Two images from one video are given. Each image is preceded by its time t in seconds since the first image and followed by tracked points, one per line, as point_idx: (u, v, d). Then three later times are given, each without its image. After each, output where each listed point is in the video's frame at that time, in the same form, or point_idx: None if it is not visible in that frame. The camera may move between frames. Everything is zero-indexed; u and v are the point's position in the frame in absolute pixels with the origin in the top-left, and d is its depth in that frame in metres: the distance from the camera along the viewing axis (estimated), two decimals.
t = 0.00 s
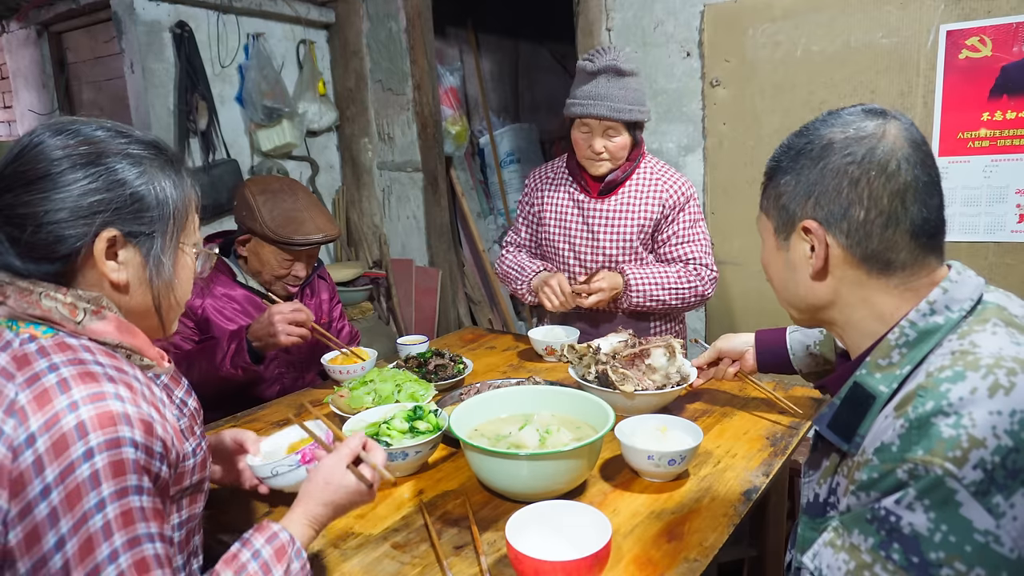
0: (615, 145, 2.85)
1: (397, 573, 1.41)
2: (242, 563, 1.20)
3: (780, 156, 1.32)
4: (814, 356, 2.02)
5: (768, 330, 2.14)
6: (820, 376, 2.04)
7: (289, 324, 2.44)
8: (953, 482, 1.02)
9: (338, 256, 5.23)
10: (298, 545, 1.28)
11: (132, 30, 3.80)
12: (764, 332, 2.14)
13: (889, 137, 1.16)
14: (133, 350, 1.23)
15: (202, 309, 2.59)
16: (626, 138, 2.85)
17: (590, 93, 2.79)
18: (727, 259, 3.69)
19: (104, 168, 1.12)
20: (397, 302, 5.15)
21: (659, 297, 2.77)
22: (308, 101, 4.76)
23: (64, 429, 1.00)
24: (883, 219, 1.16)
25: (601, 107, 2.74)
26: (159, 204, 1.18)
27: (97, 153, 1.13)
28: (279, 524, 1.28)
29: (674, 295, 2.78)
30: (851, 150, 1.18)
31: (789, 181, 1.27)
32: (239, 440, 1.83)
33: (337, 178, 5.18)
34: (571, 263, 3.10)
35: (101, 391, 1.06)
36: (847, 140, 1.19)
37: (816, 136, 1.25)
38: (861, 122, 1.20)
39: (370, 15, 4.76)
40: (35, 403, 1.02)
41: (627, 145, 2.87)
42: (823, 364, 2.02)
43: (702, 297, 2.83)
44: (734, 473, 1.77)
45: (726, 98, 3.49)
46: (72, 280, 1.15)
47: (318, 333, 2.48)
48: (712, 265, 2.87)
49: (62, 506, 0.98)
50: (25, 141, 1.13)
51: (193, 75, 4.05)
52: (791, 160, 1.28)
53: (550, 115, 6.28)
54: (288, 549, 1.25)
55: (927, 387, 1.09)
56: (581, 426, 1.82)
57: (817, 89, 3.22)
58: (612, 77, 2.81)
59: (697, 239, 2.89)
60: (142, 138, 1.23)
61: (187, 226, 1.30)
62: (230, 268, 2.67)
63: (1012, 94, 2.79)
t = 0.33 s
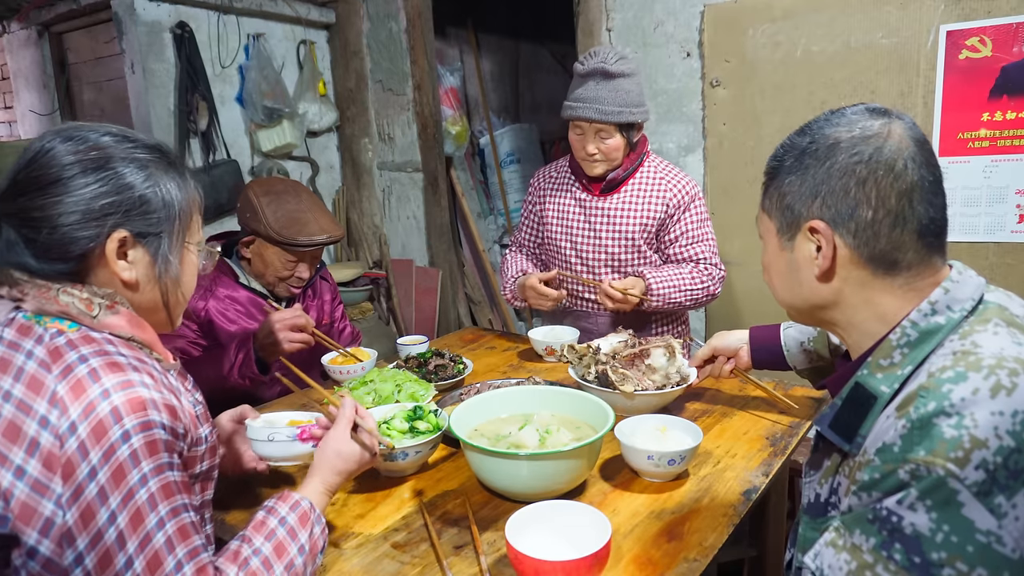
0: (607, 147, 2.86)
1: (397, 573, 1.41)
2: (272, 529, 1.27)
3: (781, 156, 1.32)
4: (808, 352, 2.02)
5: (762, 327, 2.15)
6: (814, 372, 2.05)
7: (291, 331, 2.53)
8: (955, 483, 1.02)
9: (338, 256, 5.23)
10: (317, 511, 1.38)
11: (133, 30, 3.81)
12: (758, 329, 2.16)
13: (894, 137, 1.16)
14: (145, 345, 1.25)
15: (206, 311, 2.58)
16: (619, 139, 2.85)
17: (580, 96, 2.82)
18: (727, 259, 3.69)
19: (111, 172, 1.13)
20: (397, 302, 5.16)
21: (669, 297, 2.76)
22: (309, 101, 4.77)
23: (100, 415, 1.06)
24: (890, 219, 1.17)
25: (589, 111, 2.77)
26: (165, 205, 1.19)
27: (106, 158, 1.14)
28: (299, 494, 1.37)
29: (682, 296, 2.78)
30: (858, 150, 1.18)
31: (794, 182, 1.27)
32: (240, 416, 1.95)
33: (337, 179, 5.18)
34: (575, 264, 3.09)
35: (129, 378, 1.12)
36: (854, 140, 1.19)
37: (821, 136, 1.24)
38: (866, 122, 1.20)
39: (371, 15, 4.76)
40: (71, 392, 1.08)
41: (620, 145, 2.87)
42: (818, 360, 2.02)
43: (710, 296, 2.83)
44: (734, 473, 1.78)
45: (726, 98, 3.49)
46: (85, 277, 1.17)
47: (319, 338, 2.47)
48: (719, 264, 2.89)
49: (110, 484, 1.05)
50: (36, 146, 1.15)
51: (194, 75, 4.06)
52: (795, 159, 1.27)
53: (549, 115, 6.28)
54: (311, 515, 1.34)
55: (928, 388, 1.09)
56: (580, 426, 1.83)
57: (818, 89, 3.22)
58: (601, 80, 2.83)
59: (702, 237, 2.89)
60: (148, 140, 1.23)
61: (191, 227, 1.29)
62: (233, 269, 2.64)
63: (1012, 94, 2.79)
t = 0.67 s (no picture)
0: (603, 150, 2.86)
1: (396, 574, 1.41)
2: (273, 528, 1.28)
3: (777, 160, 1.32)
4: (804, 352, 2.01)
5: (759, 328, 2.16)
6: (810, 372, 2.03)
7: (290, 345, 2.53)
8: (954, 486, 1.02)
9: (338, 258, 5.24)
10: (318, 514, 1.38)
11: (133, 32, 3.82)
12: (755, 330, 2.17)
13: (891, 139, 1.17)
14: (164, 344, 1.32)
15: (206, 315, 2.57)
16: (614, 142, 2.85)
17: (575, 100, 2.84)
18: (726, 260, 3.70)
19: (138, 181, 1.20)
20: (397, 303, 5.16)
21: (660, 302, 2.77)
22: (308, 102, 4.77)
23: (117, 401, 1.11)
24: (890, 220, 1.17)
25: (582, 115, 2.79)
26: (187, 213, 1.26)
27: (133, 168, 1.20)
28: (301, 496, 1.37)
29: (673, 301, 2.79)
30: (856, 152, 1.18)
31: (792, 185, 1.27)
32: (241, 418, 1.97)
33: (336, 180, 5.18)
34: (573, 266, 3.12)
35: (146, 369, 1.17)
36: (851, 142, 1.19)
37: (817, 138, 1.25)
38: (861, 124, 1.21)
39: (370, 16, 4.77)
40: (91, 377, 1.13)
41: (615, 149, 2.87)
42: (814, 360, 2.00)
43: (704, 300, 2.82)
44: (733, 474, 1.78)
45: (724, 99, 3.50)
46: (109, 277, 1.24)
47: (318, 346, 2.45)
48: (714, 266, 2.85)
49: (122, 467, 1.09)
50: (65, 153, 1.21)
51: (193, 76, 4.06)
52: (793, 163, 1.28)
53: (548, 117, 6.29)
54: (311, 517, 1.34)
55: (928, 391, 1.10)
56: (579, 427, 1.83)
57: (816, 90, 3.23)
58: (594, 84, 2.84)
59: (698, 239, 2.87)
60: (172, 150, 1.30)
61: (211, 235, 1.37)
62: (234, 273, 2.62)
63: (1011, 95, 2.79)
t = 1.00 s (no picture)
0: (600, 151, 2.86)
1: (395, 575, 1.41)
2: (271, 494, 1.26)
3: (772, 163, 1.32)
4: (795, 350, 2.03)
5: (750, 325, 2.16)
6: (802, 369, 2.05)
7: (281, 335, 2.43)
8: (956, 489, 1.02)
9: (336, 259, 5.24)
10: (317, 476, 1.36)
11: (131, 33, 3.82)
12: (746, 328, 2.17)
13: (886, 140, 1.17)
14: (159, 338, 1.31)
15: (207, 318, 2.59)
16: (611, 144, 2.86)
17: (573, 102, 2.83)
18: (724, 261, 3.70)
19: (134, 181, 1.20)
20: (395, 305, 5.15)
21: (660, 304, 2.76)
22: (307, 103, 4.76)
23: (109, 378, 1.12)
24: (888, 222, 1.17)
25: (580, 117, 2.79)
26: (182, 213, 1.26)
27: (127, 168, 1.20)
28: (297, 462, 1.35)
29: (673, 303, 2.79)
30: (853, 154, 1.18)
31: (789, 189, 1.26)
32: (239, 414, 1.91)
33: (335, 181, 5.18)
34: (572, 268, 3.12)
35: (138, 350, 1.18)
36: (847, 145, 1.19)
37: (812, 141, 1.24)
38: (857, 126, 1.21)
39: (369, 17, 4.77)
40: (83, 358, 1.14)
41: (612, 150, 2.87)
42: (805, 358, 2.02)
43: (703, 302, 2.82)
44: (732, 474, 1.78)
45: (723, 100, 3.50)
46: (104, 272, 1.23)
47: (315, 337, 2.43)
48: (714, 268, 2.85)
49: (117, 442, 1.08)
50: (62, 153, 1.21)
51: (191, 77, 4.05)
52: (788, 166, 1.27)
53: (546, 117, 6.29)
54: (310, 478, 1.32)
55: (928, 393, 1.09)
56: (578, 428, 1.82)
57: (814, 91, 3.23)
58: (590, 86, 2.84)
59: (697, 241, 2.87)
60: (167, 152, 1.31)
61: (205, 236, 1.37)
62: (234, 275, 2.62)
63: (1008, 96, 2.80)
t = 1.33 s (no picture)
0: (598, 152, 2.86)
1: None
2: (243, 500, 1.24)
3: (765, 170, 1.32)
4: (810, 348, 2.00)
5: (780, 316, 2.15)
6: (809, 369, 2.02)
7: (270, 319, 2.37)
8: (956, 498, 1.02)
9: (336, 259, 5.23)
10: (292, 480, 1.34)
11: (130, 32, 3.82)
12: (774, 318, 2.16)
13: (879, 141, 1.18)
14: (142, 338, 1.30)
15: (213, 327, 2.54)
16: (609, 145, 2.85)
17: (571, 102, 2.83)
18: (724, 262, 3.70)
19: (122, 179, 1.21)
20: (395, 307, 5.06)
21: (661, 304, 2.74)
22: (306, 103, 4.76)
23: (84, 379, 1.11)
24: (887, 224, 1.16)
25: (578, 117, 2.79)
26: (168, 214, 1.26)
27: (117, 166, 1.21)
28: (272, 465, 1.34)
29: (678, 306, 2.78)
30: (847, 157, 1.18)
31: (784, 195, 1.26)
32: (238, 418, 1.94)
33: (334, 181, 5.17)
34: (573, 270, 3.10)
35: (115, 351, 1.17)
36: (841, 148, 1.19)
37: (805, 145, 1.24)
38: (849, 129, 1.21)
39: (368, 17, 4.76)
40: (58, 358, 1.13)
41: (610, 151, 2.86)
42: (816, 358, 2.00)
43: (707, 305, 2.82)
44: (731, 476, 1.78)
45: (722, 101, 3.50)
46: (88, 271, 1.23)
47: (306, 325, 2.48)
48: (717, 270, 2.86)
49: (87, 445, 1.08)
50: (56, 151, 1.23)
51: (190, 76, 4.04)
52: (782, 172, 1.27)
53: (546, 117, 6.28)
54: (283, 483, 1.31)
55: (927, 400, 1.09)
56: (577, 429, 1.82)
57: (813, 92, 3.23)
58: (587, 86, 2.84)
59: (698, 242, 2.87)
60: (162, 155, 1.32)
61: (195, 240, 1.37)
62: (242, 283, 2.64)
63: (1007, 97, 2.80)
